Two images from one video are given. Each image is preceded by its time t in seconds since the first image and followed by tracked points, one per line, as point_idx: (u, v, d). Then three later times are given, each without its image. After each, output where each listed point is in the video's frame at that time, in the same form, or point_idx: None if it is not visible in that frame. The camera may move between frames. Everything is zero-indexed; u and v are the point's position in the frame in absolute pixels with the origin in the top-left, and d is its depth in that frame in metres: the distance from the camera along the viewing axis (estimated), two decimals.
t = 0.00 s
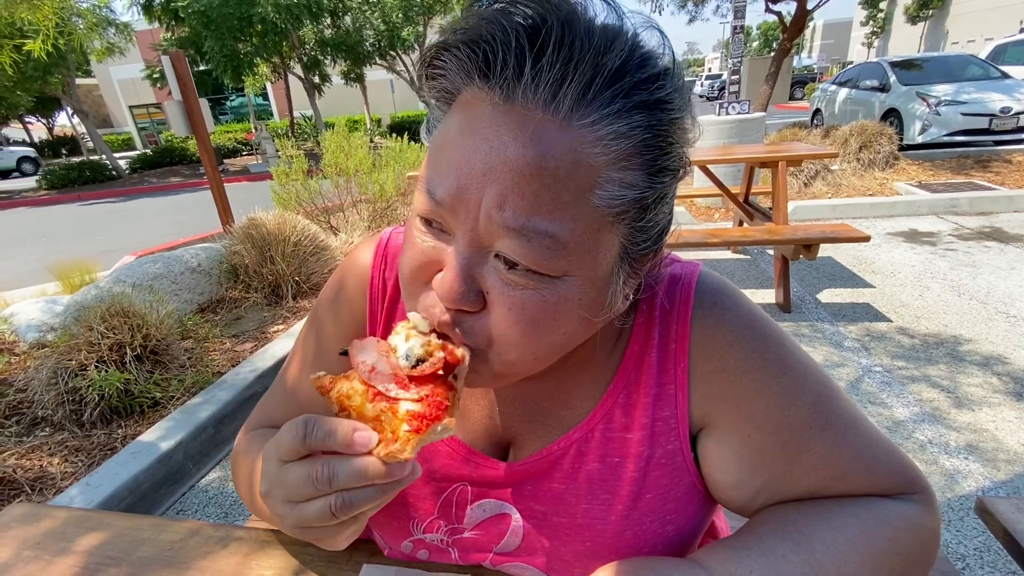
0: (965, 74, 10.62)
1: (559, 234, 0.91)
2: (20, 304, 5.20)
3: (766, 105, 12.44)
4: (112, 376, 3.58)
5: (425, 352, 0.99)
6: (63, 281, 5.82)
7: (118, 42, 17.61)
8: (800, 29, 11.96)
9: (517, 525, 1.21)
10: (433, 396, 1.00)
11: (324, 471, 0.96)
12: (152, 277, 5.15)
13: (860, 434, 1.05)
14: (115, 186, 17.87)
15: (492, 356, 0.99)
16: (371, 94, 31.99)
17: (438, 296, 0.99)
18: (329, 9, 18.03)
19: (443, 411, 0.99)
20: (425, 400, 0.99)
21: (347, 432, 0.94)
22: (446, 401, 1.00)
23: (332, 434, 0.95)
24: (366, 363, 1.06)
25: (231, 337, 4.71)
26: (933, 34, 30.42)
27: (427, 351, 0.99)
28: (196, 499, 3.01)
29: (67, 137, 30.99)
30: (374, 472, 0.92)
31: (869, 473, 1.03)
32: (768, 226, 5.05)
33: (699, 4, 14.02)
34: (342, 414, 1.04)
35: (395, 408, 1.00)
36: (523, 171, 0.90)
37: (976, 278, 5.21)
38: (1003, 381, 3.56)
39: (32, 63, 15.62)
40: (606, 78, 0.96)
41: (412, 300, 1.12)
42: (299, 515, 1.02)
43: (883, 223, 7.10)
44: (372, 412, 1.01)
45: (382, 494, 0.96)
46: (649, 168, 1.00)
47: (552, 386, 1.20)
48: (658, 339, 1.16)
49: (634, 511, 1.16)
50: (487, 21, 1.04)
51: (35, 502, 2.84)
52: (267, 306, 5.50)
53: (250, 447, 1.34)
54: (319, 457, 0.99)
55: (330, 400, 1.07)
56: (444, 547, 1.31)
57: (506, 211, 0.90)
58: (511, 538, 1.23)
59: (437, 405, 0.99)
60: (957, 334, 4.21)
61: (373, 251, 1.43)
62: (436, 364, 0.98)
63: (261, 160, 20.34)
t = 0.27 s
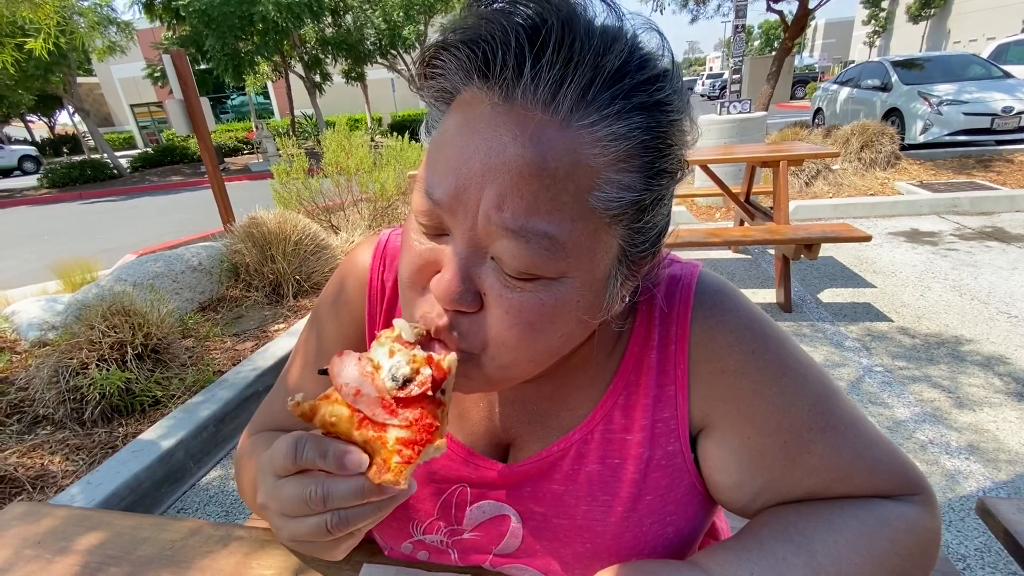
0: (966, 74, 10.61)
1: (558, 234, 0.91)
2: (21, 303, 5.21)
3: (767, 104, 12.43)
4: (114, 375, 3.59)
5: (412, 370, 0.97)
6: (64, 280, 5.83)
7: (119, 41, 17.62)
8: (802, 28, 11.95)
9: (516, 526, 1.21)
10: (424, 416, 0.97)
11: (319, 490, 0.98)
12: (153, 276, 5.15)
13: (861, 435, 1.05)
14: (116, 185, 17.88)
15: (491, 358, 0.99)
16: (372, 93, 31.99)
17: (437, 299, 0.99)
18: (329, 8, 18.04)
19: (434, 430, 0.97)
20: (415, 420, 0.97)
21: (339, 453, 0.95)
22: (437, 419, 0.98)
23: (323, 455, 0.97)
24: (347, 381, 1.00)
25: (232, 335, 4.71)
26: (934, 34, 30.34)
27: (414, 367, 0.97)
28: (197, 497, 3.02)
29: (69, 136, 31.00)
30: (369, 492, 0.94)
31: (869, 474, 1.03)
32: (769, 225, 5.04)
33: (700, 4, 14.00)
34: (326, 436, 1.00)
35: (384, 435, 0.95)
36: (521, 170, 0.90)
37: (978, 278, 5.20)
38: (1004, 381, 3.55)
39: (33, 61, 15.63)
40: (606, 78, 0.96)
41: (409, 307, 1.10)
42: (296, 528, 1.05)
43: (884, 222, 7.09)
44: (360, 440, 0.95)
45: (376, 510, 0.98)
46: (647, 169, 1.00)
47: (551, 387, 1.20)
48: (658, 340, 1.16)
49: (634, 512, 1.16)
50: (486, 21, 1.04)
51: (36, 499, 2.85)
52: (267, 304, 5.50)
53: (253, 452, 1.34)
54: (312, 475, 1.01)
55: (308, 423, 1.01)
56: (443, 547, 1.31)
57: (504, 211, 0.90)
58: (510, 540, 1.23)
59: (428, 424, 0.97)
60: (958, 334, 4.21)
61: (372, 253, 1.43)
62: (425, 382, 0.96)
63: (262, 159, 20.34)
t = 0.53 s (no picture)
0: (969, 74, 10.58)
1: (558, 235, 0.90)
2: (23, 301, 5.21)
3: (768, 104, 12.41)
4: (115, 373, 3.59)
5: (395, 380, 1.00)
6: (66, 278, 5.84)
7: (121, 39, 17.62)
8: (803, 28, 11.92)
9: (516, 528, 1.21)
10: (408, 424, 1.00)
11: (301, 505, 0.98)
12: (154, 274, 5.15)
13: (863, 436, 1.04)
14: (118, 183, 17.89)
15: (492, 360, 0.99)
16: (373, 92, 31.98)
17: (435, 303, 0.98)
18: (331, 7, 18.02)
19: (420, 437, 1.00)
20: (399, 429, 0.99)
21: (319, 468, 0.95)
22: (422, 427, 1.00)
23: (304, 470, 0.96)
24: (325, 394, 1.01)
25: (232, 334, 4.72)
26: (937, 34, 30.25)
27: (397, 375, 1.01)
28: (198, 496, 3.03)
29: (70, 135, 31.03)
30: (355, 504, 0.94)
31: (870, 476, 1.03)
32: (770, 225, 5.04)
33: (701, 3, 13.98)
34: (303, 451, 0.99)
35: (365, 448, 0.95)
36: (520, 171, 0.90)
37: (980, 279, 5.19)
38: (1005, 382, 3.55)
39: (35, 59, 15.63)
40: (605, 77, 0.96)
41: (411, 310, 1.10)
42: (278, 543, 1.03)
43: (885, 223, 7.08)
44: (340, 454, 0.95)
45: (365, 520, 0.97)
46: (647, 169, 1.00)
47: (551, 389, 1.20)
48: (659, 342, 1.16)
49: (635, 514, 1.15)
50: (485, 20, 1.04)
51: (37, 497, 2.85)
52: (268, 303, 5.50)
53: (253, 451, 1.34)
54: (292, 491, 1.00)
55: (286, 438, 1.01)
56: (443, 549, 1.31)
57: (504, 212, 0.90)
58: (510, 541, 1.23)
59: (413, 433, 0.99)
60: (960, 335, 4.20)
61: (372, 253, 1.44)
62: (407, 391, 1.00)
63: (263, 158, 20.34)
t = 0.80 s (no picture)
0: (971, 75, 10.57)
1: (562, 231, 0.90)
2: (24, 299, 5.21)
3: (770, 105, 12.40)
4: (115, 371, 3.59)
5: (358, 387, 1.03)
6: (67, 276, 5.84)
7: (123, 37, 17.62)
8: (806, 28, 11.90)
9: (517, 527, 1.21)
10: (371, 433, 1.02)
11: (255, 507, 0.96)
12: (155, 273, 5.16)
13: (868, 435, 1.04)
14: (119, 181, 17.90)
15: (496, 358, 0.98)
16: (374, 91, 31.98)
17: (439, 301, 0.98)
18: (332, 6, 18.02)
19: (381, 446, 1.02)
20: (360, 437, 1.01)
21: (278, 471, 0.95)
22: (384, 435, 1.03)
23: (261, 471, 0.95)
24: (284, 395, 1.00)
25: (233, 332, 4.71)
26: (939, 35, 30.18)
27: (361, 383, 1.04)
28: (198, 494, 3.03)
29: (72, 133, 31.03)
30: (311, 512, 0.94)
31: (875, 475, 1.03)
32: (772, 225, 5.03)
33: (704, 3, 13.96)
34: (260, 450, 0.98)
35: (321, 457, 0.95)
36: (524, 167, 0.90)
37: (982, 280, 5.18)
38: (1007, 383, 3.54)
39: (36, 57, 15.64)
40: (607, 72, 0.95)
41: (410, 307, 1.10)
42: (239, 544, 1.00)
43: (887, 223, 7.07)
44: (297, 460, 0.95)
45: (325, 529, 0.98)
46: (652, 162, 0.99)
47: (554, 387, 1.20)
48: (662, 340, 1.16)
49: (637, 513, 1.15)
50: (484, 17, 1.03)
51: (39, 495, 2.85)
52: (269, 302, 5.50)
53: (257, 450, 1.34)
54: (246, 490, 0.98)
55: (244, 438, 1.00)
56: (445, 547, 1.30)
57: (508, 209, 0.90)
58: (511, 540, 1.23)
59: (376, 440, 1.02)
60: (962, 336, 4.19)
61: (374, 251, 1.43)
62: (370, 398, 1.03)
63: (265, 157, 20.35)
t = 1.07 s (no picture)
0: (974, 76, 10.55)
1: (571, 207, 0.90)
2: (26, 297, 5.22)
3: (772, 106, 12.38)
4: (117, 370, 3.59)
5: (320, 405, 1.01)
6: (70, 274, 5.85)
7: (126, 37, 17.65)
8: (808, 29, 11.89)
9: (520, 523, 1.20)
10: (331, 452, 1.02)
11: (212, 516, 0.98)
12: (158, 271, 5.17)
13: (871, 438, 1.03)
14: (122, 180, 17.93)
15: (504, 341, 0.96)
16: (377, 91, 32.01)
17: (450, 281, 0.98)
18: (335, 6, 18.04)
19: (341, 466, 1.02)
20: (319, 457, 1.00)
21: (233, 487, 0.96)
22: (345, 455, 1.03)
23: (218, 484, 0.97)
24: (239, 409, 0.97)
25: (235, 331, 4.71)
26: (942, 36, 30.13)
27: (325, 398, 1.02)
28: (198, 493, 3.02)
29: (74, 131, 31.09)
30: (263, 530, 0.96)
31: (877, 477, 1.02)
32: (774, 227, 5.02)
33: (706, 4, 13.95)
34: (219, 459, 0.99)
35: (273, 477, 0.95)
36: (532, 143, 0.89)
37: (985, 282, 5.16)
38: (1009, 385, 3.53)
39: (40, 56, 15.67)
40: (613, 47, 0.95)
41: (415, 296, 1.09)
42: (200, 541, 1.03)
43: (890, 225, 7.05)
44: (251, 477, 0.95)
45: (280, 546, 0.99)
46: (659, 139, 0.99)
47: (558, 383, 1.19)
48: (667, 336, 1.15)
49: (641, 509, 1.14)
50: None
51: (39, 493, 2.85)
52: (271, 301, 5.50)
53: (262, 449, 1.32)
54: (204, 498, 0.99)
55: (203, 447, 1.01)
56: (447, 543, 1.29)
57: (517, 185, 0.90)
58: (514, 536, 1.21)
59: (336, 461, 1.01)
60: (964, 338, 4.17)
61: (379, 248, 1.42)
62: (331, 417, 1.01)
63: (267, 156, 20.37)
